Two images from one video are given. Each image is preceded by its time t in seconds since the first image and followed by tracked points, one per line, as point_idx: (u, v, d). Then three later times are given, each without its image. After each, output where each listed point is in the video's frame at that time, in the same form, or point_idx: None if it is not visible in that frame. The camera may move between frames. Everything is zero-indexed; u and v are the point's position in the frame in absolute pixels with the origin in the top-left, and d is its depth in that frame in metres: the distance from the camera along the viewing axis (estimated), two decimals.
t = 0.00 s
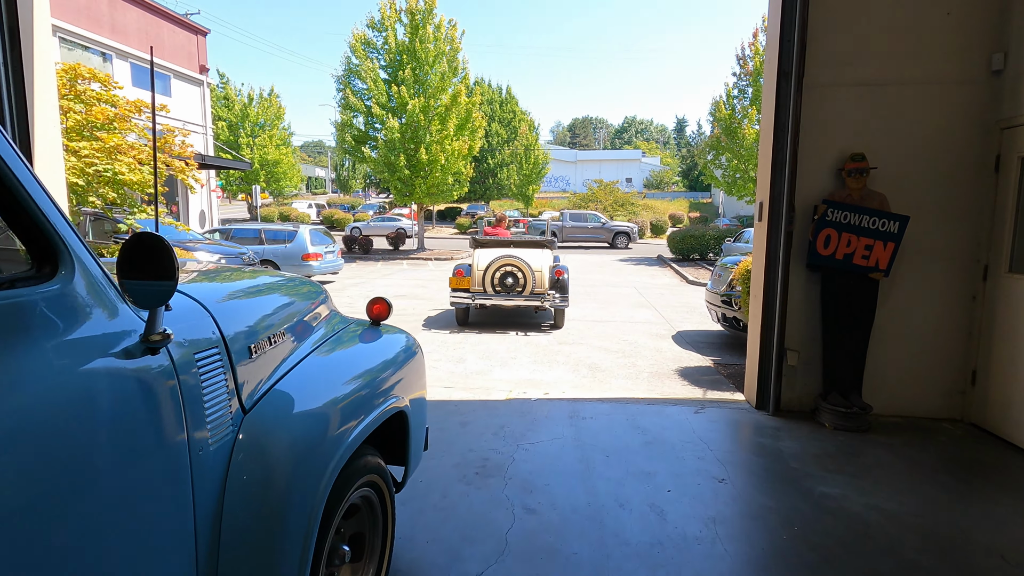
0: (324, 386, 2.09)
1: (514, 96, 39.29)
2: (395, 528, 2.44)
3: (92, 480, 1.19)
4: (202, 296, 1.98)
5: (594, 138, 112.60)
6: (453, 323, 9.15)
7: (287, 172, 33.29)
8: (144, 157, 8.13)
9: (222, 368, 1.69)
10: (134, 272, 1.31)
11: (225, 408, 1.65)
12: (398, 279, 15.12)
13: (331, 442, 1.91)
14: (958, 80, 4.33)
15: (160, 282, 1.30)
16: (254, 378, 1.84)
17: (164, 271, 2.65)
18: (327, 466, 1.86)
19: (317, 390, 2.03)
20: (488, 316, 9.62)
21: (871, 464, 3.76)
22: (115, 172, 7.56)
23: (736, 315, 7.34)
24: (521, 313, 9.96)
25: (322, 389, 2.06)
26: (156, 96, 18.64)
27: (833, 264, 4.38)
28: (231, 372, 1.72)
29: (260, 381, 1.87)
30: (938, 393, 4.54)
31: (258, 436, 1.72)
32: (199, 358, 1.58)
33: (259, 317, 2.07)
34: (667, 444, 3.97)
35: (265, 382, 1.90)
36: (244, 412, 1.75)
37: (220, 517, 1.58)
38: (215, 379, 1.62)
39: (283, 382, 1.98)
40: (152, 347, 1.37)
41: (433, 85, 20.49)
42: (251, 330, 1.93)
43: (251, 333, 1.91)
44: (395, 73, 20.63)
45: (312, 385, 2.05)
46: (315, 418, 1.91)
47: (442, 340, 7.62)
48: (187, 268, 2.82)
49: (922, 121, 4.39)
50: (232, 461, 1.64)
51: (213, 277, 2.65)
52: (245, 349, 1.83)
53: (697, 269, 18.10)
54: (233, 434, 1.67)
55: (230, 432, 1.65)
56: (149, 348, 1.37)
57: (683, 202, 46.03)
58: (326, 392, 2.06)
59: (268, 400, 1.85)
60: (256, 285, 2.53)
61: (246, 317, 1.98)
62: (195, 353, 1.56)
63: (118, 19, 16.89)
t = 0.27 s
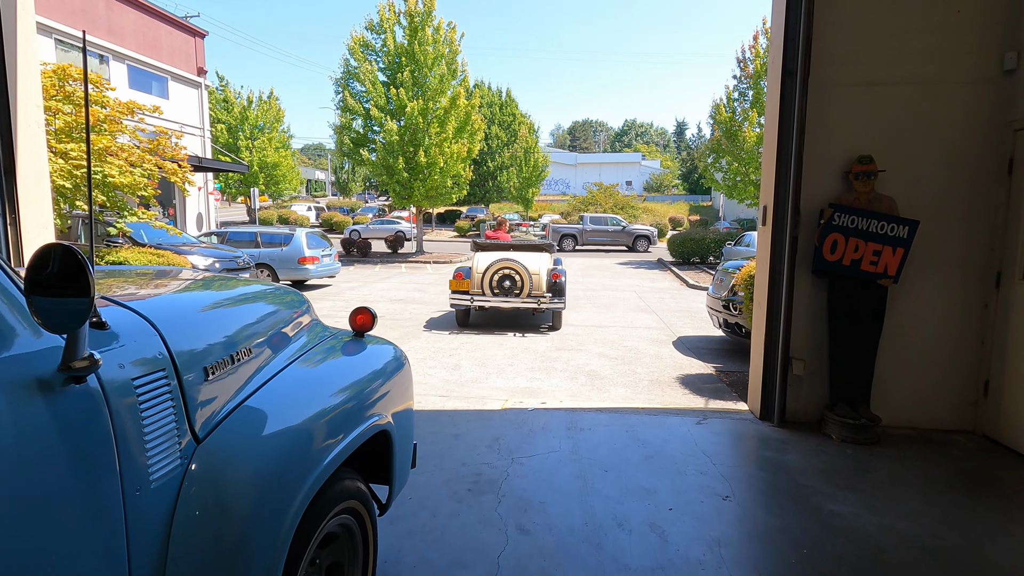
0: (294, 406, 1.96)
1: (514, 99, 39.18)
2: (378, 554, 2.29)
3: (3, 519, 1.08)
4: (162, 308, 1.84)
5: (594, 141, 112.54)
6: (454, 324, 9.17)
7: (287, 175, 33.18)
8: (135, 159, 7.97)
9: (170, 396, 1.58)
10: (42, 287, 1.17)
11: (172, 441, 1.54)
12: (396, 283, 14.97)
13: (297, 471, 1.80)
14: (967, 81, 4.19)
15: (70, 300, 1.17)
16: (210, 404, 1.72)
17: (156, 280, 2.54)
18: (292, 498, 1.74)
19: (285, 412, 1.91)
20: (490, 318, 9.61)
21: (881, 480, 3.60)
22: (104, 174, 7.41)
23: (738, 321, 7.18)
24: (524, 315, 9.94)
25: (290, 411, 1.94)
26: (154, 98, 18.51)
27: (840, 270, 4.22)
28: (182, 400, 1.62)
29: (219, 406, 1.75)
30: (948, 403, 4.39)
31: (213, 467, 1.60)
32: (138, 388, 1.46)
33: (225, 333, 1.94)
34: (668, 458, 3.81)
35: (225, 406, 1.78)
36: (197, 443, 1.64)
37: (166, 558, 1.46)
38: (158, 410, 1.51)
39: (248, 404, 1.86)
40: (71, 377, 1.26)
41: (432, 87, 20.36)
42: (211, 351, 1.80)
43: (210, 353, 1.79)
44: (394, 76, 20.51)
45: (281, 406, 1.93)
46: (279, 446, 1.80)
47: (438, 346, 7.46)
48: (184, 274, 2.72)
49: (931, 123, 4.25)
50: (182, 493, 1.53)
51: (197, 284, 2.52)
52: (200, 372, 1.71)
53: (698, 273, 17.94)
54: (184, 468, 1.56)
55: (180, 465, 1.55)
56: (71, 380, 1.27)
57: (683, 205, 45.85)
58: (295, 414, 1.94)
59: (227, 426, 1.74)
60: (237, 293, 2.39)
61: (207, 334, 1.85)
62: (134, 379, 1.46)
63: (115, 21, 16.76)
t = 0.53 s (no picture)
0: (281, 419, 1.82)
1: (513, 101, 39.08)
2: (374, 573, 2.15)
3: None
4: (138, 311, 1.70)
5: (593, 142, 112.52)
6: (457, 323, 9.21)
7: (285, 176, 33.02)
8: (128, 158, 7.82)
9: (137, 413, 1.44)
10: None
11: (139, 462, 1.40)
12: (394, 284, 14.83)
13: (282, 491, 1.66)
14: (983, 76, 4.07)
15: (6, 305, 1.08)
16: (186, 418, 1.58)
17: (149, 280, 2.42)
18: (277, 520, 1.61)
19: (271, 426, 1.77)
20: (493, 317, 9.64)
21: (897, 489, 3.47)
22: (97, 174, 7.25)
23: (742, 323, 7.04)
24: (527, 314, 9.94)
25: (277, 424, 1.80)
26: (151, 98, 18.35)
27: (852, 271, 4.09)
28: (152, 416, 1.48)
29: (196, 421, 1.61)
30: (963, 409, 4.27)
31: (188, 490, 1.47)
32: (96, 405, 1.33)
33: (206, 339, 1.80)
34: (677, 467, 3.67)
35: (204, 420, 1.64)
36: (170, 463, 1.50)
37: None
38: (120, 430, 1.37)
39: (229, 417, 1.72)
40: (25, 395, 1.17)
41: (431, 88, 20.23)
42: (188, 359, 1.66)
43: (187, 363, 1.65)
44: (392, 76, 20.39)
45: (267, 418, 1.79)
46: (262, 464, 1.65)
47: (437, 349, 7.32)
48: (180, 274, 2.61)
49: (945, 119, 4.12)
50: (151, 520, 1.39)
51: (189, 284, 2.39)
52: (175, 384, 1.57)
53: (698, 274, 17.84)
54: (154, 491, 1.42)
55: (149, 489, 1.41)
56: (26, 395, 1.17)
57: (682, 206, 45.78)
58: (282, 426, 1.80)
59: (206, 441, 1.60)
60: (228, 294, 2.26)
61: (186, 340, 1.71)
62: (92, 395, 1.32)
63: (112, 20, 16.60)
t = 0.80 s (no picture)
0: (278, 440, 1.71)
1: (510, 101, 38.92)
2: None
3: None
4: (124, 325, 1.58)
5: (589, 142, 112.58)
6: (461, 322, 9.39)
7: (281, 176, 32.82)
8: (121, 157, 7.67)
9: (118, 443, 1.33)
10: None
11: (121, 498, 1.29)
12: (392, 285, 14.69)
13: (277, 519, 1.56)
14: (998, 74, 3.97)
15: None
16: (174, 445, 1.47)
17: (144, 286, 2.31)
18: (272, 554, 1.52)
19: (267, 448, 1.66)
20: (497, 316, 9.82)
21: (914, 499, 3.37)
22: (89, 173, 7.10)
23: (746, 325, 6.93)
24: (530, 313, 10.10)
25: (274, 446, 1.69)
26: (146, 97, 18.15)
27: (864, 274, 3.99)
28: (135, 443, 1.37)
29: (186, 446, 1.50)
30: (977, 415, 4.17)
31: (178, 524, 1.37)
32: (70, 440, 1.22)
33: (198, 355, 1.68)
34: (686, 475, 3.57)
35: (195, 444, 1.53)
36: (157, 497, 1.39)
37: None
38: (98, 465, 1.26)
39: (222, 440, 1.61)
40: None
41: (428, 87, 20.08)
42: (178, 378, 1.55)
43: (176, 382, 1.54)
44: (390, 75, 20.25)
45: (263, 440, 1.68)
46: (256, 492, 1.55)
47: (437, 352, 7.20)
48: (176, 279, 2.50)
49: (959, 119, 4.03)
50: (138, 557, 1.29)
51: (185, 291, 2.28)
52: (161, 407, 1.46)
53: (698, 274, 17.75)
54: (139, 528, 1.32)
55: (135, 526, 1.31)
56: None
57: (679, 206, 45.75)
58: (279, 449, 1.69)
59: (196, 469, 1.49)
60: (224, 302, 2.14)
61: (175, 356, 1.59)
62: (66, 426, 1.21)
63: (106, 18, 16.41)
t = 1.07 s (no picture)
0: (276, 455, 1.63)
1: (504, 100, 38.80)
2: None
3: None
4: (111, 334, 1.49)
5: (582, 141, 112.65)
6: (462, 318, 9.72)
7: (273, 175, 32.59)
8: (110, 155, 7.52)
9: (104, 465, 1.24)
10: None
11: (108, 523, 1.21)
12: (386, 285, 14.58)
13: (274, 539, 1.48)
14: (1002, 74, 3.93)
15: None
16: (166, 463, 1.38)
17: (134, 289, 2.22)
18: None
19: (264, 464, 1.59)
20: (498, 313, 10.13)
21: (921, 503, 3.32)
22: (77, 171, 6.96)
23: (744, 325, 6.89)
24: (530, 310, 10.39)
25: (272, 461, 1.61)
26: (135, 94, 17.93)
27: (868, 275, 3.95)
28: (123, 464, 1.28)
29: (178, 464, 1.42)
30: (980, 417, 4.14)
31: (170, 548, 1.29)
32: (50, 466, 1.13)
33: (191, 364, 1.60)
34: (690, 480, 3.51)
35: (188, 462, 1.45)
36: (148, 521, 1.31)
37: None
38: (81, 490, 1.18)
39: (217, 456, 1.52)
40: None
41: (422, 85, 19.95)
42: (170, 390, 1.47)
43: (167, 395, 1.45)
44: (383, 73, 20.11)
45: (260, 455, 1.60)
46: (253, 513, 1.47)
47: (433, 353, 7.11)
48: (168, 282, 2.41)
49: (964, 118, 3.99)
50: None
51: (177, 295, 2.19)
52: (152, 423, 1.37)
53: (692, 274, 17.73)
54: (128, 556, 1.24)
55: (124, 553, 1.23)
56: None
57: (672, 206, 45.84)
58: (277, 464, 1.61)
59: (190, 488, 1.41)
60: (218, 307, 2.06)
61: (166, 367, 1.51)
62: (45, 450, 1.12)
63: (95, 14, 16.19)
